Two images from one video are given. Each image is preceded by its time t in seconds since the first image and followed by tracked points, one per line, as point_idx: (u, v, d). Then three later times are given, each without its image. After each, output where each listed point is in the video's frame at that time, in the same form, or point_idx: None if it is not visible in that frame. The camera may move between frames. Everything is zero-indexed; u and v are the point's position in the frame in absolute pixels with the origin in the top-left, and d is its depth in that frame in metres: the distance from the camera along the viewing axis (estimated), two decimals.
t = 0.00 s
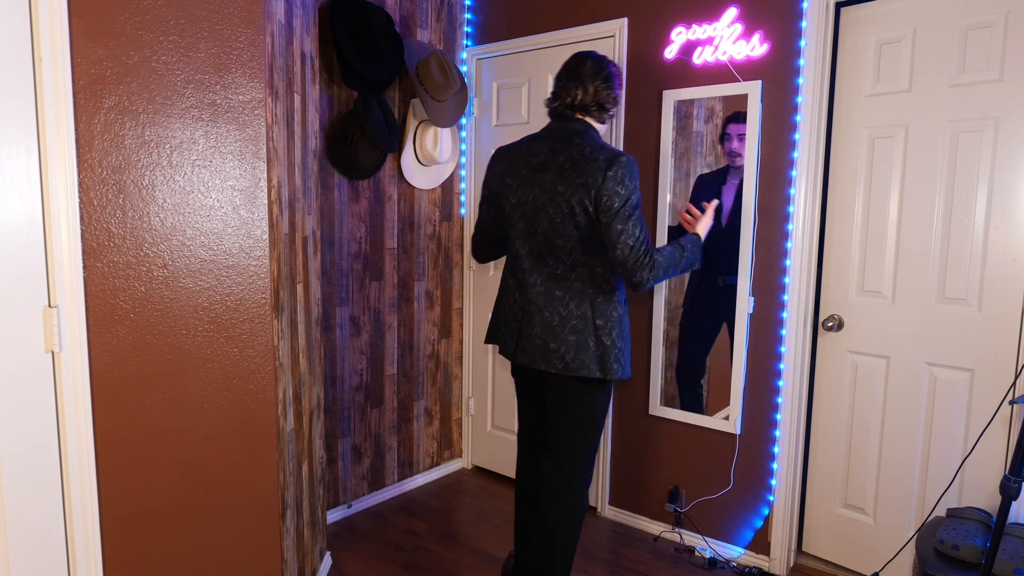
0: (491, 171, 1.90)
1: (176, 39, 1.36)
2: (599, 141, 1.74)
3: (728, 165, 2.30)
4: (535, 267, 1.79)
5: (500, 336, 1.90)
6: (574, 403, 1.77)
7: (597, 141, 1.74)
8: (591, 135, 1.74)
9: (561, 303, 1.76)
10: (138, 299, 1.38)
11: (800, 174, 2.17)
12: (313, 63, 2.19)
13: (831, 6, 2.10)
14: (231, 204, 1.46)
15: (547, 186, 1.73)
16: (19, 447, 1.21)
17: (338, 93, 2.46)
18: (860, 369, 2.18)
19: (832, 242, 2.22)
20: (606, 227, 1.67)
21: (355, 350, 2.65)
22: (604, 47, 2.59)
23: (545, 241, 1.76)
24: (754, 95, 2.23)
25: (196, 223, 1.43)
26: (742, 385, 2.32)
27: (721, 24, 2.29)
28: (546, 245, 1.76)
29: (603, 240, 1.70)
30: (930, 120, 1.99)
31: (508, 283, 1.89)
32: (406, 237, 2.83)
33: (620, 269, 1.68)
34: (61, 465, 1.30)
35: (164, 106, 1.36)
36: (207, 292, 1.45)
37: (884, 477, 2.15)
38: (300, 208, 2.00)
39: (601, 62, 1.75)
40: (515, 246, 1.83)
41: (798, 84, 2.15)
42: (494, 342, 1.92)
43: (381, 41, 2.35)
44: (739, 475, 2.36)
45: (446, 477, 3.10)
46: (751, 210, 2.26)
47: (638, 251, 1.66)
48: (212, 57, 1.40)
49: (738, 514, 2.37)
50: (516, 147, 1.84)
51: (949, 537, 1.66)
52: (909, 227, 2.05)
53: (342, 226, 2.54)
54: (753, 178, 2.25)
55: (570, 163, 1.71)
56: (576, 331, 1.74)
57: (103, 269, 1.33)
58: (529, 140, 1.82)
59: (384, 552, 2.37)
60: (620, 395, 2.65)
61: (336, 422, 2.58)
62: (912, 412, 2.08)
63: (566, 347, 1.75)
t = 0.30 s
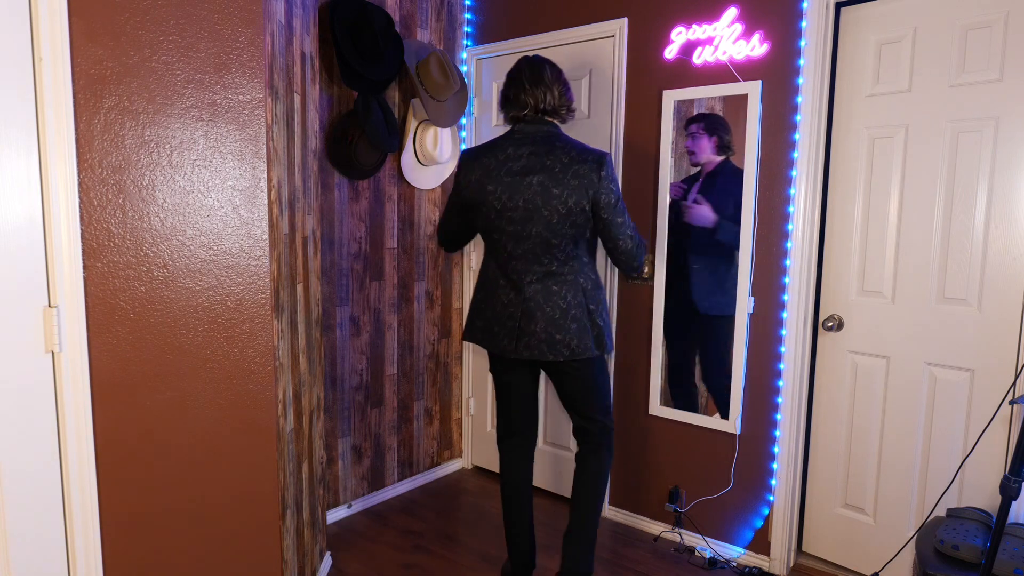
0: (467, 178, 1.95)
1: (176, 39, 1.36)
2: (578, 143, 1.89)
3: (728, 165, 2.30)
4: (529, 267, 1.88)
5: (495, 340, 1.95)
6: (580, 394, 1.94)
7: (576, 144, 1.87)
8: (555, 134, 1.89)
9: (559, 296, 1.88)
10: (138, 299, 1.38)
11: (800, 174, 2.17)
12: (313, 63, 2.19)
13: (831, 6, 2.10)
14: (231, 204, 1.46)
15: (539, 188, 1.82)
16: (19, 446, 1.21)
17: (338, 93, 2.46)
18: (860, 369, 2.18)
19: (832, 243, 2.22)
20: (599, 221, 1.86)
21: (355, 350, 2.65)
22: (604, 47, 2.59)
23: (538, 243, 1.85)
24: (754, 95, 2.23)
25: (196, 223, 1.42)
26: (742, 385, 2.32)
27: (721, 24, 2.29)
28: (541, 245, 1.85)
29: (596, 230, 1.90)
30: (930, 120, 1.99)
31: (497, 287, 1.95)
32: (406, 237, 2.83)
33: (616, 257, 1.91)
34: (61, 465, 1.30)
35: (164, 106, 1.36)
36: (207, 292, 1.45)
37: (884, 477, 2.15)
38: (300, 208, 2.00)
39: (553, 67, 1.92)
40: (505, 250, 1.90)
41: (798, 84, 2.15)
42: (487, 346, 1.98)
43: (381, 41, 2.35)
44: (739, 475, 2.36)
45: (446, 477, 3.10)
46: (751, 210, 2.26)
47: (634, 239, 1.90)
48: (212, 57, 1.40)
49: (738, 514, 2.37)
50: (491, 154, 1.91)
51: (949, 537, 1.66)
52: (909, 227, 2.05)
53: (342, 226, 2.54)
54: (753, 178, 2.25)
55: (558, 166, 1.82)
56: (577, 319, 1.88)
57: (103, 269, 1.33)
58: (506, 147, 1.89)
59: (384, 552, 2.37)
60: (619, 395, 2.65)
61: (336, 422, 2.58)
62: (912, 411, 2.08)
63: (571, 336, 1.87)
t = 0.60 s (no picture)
0: (484, 178, 1.88)
1: (176, 39, 1.36)
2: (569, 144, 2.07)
3: (728, 164, 2.30)
4: (544, 262, 1.98)
5: (513, 338, 1.96)
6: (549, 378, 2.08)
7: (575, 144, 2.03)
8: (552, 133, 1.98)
9: (565, 286, 2.04)
10: (138, 299, 1.38)
11: (800, 174, 2.17)
12: (313, 63, 2.19)
13: (831, 6, 2.10)
14: (231, 204, 1.46)
15: (559, 188, 1.93)
16: (19, 447, 1.21)
17: (337, 92, 2.46)
18: (860, 369, 2.18)
19: (832, 242, 2.22)
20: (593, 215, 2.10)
21: (355, 350, 2.65)
22: (604, 47, 2.59)
23: (551, 239, 1.96)
24: (754, 95, 2.23)
25: (196, 223, 1.42)
26: (742, 385, 2.32)
27: (721, 24, 2.29)
28: (556, 240, 1.97)
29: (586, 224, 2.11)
30: (930, 120, 1.99)
31: (503, 284, 1.97)
32: (406, 237, 2.83)
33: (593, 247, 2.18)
34: (61, 466, 1.30)
35: (164, 106, 1.36)
36: (207, 292, 1.45)
37: (884, 477, 2.15)
38: (300, 208, 1.99)
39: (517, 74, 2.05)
40: (521, 248, 1.93)
41: (798, 84, 2.15)
42: (497, 343, 1.98)
43: (381, 41, 2.35)
44: (739, 475, 2.36)
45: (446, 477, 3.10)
46: (751, 210, 2.26)
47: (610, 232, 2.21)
48: (212, 57, 1.40)
49: (738, 514, 2.37)
50: (509, 154, 1.88)
51: (949, 537, 1.66)
52: (909, 227, 2.05)
53: (342, 226, 2.53)
54: (753, 178, 2.25)
55: (572, 166, 1.96)
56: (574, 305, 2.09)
57: (103, 269, 1.33)
58: (523, 147, 1.89)
59: (384, 552, 2.37)
60: (619, 395, 2.65)
61: (336, 422, 2.58)
62: (912, 411, 2.08)
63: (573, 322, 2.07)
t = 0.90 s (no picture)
0: (530, 181, 1.98)
1: (176, 39, 1.36)
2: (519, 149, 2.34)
3: (728, 164, 2.30)
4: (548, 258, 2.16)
5: (543, 331, 2.09)
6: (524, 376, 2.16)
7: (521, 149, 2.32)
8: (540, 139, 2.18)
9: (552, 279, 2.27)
10: (138, 299, 1.38)
11: (800, 174, 2.17)
12: (313, 63, 2.19)
13: (831, 6, 2.10)
14: (231, 204, 1.46)
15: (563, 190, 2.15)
16: (19, 445, 1.21)
17: (338, 93, 2.46)
18: (860, 369, 2.18)
19: (832, 243, 2.22)
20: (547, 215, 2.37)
21: (355, 350, 2.64)
22: (603, 47, 2.59)
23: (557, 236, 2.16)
24: (754, 95, 2.23)
25: (196, 223, 1.43)
26: (742, 385, 2.32)
27: (721, 24, 2.29)
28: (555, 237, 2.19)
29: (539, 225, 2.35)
30: (930, 120, 1.99)
31: (526, 281, 2.07)
32: (406, 237, 2.84)
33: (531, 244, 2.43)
34: (62, 466, 1.30)
35: (164, 106, 1.36)
36: (206, 292, 1.45)
37: (884, 477, 2.15)
38: (300, 209, 2.00)
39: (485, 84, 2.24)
40: (540, 245, 2.08)
41: (798, 84, 2.15)
42: (528, 338, 2.06)
43: (381, 41, 2.36)
44: (739, 475, 2.36)
45: (446, 477, 3.10)
46: (751, 210, 2.26)
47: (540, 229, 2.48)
48: (212, 57, 1.40)
49: (738, 514, 2.37)
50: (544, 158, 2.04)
51: (949, 537, 1.66)
52: (909, 227, 2.05)
53: (342, 226, 2.53)
54: (753, 177, 2.25)
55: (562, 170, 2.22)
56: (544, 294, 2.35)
57: (103, 269, 1.33)
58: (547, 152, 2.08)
59: (384, 552, 2.37)
60: (619, 395, 2.66)
61: (336, 422, 2.58)
62: (912, 411, 2.08)
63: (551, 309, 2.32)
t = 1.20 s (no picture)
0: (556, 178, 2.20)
1: (176, 39, 1.36)
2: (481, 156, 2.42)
3: (728, 164, 2.30)
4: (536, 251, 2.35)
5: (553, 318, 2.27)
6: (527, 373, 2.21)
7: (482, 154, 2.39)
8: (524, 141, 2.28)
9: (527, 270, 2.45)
10: (138, 299, 1.38)
11: (800, 174, 2.17)
12: (313, 63, 2.19)
13: (831, 5, 2.10)
14: (231, 204, 1.46)
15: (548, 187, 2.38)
16: (19, 444, 1.21)
17: (338, 93, 2.46)
18: (860, 369, 2.18)
19: (832, 243, 2.22)
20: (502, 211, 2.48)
21: (355, 350, 2.64)
22: (603, 47, 2.59)
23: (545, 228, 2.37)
24: (754, 95, 2.23)
25: (196, 223, 1.42)
26: (742, 385, 2.32)
27: (721, 24, 2.29)
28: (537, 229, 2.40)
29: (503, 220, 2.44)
30: (931, 120, 1.99)
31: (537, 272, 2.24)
32: (406, 237, 2.83)
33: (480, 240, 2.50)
34: (62, 467, 1.30)
35: (164, 106, 1.36)
36: (207, 293, 1.45)
37: (884, 477, 2.15)
38: (300, 209, 1.99)
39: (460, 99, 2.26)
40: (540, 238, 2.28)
41: (798, 84, 2.15)
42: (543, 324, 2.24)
43: (381, 41, 2.36)
44: (739, 475, 2.36)
45: (446, 477, 3.10)
46: (751, 210, 2.26)
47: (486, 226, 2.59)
48: (212, 57, 1.40)
49: (737, 514, 2.37)
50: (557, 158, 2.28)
51: (949, 537, 1.66)
52: (909, 227, 2.05)
53: (342, 226, 2.53)
54: (753, 177, 2.25)
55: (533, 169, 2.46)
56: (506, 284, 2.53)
57: (103, 269, 1.33)
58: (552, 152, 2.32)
59: (384, 552, 2.37)
60: (619, 395, 2.65)
61: (336, 422, 2.58)
62: (912, 411, 2.08)
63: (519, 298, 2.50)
